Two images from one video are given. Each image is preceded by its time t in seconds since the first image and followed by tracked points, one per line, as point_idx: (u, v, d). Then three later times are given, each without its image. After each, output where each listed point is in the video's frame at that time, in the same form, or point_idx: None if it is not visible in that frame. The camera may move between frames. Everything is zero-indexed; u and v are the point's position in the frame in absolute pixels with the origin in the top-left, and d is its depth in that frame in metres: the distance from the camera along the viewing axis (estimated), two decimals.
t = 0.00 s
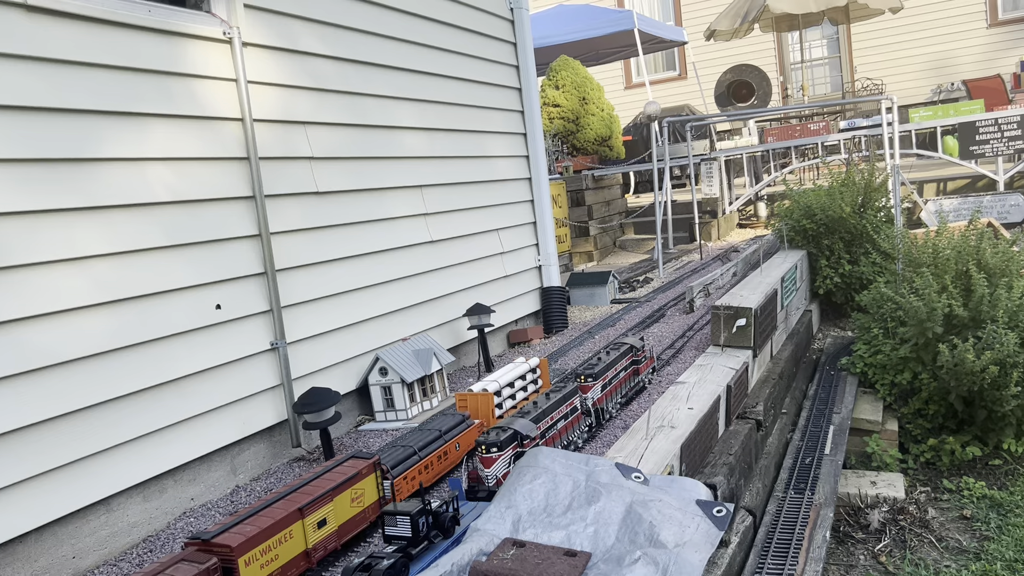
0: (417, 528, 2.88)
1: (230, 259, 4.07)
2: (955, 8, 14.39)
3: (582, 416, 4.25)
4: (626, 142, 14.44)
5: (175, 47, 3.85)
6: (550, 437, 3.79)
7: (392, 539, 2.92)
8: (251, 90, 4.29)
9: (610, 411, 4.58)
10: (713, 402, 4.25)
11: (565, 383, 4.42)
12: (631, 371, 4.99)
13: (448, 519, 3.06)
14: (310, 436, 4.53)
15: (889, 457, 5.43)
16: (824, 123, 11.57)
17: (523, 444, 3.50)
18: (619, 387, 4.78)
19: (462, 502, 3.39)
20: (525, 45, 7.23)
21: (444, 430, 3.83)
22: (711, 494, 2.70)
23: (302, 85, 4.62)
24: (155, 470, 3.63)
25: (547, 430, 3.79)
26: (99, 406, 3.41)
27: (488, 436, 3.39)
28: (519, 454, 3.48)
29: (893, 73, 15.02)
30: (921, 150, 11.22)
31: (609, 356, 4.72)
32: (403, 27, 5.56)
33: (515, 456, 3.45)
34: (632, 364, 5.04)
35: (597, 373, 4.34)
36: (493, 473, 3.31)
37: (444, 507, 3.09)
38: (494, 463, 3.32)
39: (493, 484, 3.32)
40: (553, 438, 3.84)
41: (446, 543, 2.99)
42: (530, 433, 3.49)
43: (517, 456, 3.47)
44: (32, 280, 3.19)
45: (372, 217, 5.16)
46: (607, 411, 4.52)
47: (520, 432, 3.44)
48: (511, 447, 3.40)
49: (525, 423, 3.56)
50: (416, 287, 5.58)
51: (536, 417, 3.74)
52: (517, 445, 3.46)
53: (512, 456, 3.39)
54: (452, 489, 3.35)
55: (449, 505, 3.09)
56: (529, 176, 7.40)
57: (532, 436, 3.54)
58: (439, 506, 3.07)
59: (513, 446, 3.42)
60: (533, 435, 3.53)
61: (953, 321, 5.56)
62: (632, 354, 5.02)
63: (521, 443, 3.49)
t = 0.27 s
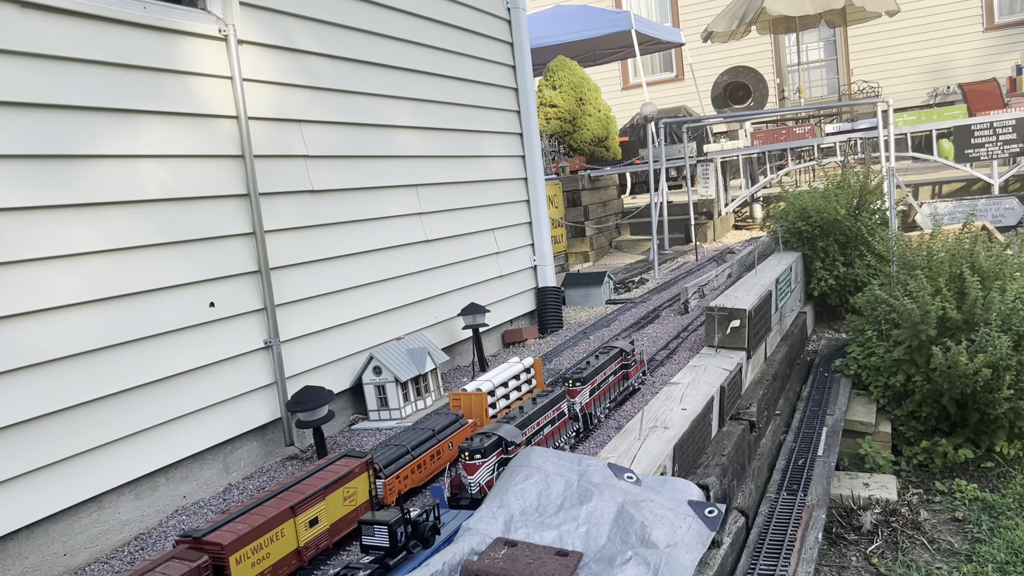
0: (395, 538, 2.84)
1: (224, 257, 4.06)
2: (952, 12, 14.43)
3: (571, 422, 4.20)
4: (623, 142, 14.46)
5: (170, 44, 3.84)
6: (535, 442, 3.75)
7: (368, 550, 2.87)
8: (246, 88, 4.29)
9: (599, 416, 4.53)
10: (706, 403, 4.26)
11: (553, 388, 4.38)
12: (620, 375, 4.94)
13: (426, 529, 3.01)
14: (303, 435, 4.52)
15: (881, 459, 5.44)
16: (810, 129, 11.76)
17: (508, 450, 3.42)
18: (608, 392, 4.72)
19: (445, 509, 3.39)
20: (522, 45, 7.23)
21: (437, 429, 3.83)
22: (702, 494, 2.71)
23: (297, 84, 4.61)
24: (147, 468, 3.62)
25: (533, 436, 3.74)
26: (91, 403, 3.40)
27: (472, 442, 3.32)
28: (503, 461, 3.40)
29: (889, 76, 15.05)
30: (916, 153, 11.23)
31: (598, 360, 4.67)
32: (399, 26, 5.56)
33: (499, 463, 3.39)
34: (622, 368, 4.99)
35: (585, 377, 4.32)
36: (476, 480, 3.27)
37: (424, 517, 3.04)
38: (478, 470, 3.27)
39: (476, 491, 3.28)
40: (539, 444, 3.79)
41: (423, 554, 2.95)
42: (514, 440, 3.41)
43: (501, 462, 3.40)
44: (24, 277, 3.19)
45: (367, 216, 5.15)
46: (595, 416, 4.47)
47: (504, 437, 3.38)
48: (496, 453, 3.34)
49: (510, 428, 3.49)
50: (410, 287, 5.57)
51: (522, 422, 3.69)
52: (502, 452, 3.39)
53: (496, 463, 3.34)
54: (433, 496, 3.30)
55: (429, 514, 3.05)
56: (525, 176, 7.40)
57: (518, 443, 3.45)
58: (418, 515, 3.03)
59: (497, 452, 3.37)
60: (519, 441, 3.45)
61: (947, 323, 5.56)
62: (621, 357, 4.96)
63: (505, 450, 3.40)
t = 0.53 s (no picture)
0: (375, 546, 2.64)
1: (220, 252, 4.05)
2: (950, 14, 14.47)
3: (559, 425, 4.16)
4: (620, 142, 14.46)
5: (168, 39, 3.83)
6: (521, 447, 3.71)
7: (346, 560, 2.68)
8: (244, 83, 4.27)
9: (588, 420, 4.48)
10: (701, 403, 4.27)
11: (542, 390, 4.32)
12: (611, 378, 4.88)
13: (408, 536, 2.81)
14: (298, 431, 4.51)
15: (875, 460, 5.45)
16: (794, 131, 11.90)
17: (495, 455, 3.35)
18: (598, 395, 4.66)
19: (428, 514, 3.20)
20: (520, 44, 7.23)
21: (433, 427, 3.83)
22: (697, 495, 2.71)
23: (295, 80, 4.60)
24: (141, 464, 3.61)
25: (520, 440, 3.69)
26: (86, 397, 3.39)
27: (457, 447, 3.24)
28: (489, 467, 3.30)
29: (887, 78, 15.08)
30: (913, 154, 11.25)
31: (589, 363, 4.61)
32: (398, 23, 5.55)
33: (485, 468, 3.28)
34: (613, 371, 4.93)
35: (574, 380, 4.25)
36: (461, 486, 3.15)
37: (406, 524, 2.84)
38: (463, 476, 3.16)
39: (462, 497, 3.16)
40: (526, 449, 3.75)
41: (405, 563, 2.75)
42: (501, 445, 3.34)
43: (488, 468, 3.30)
44: (20, 271, 3.18)
45: (363, 213, 5.14)
46: (585, 420, 4.41)
47: (491, 442, 3.31)
48: (482, 458, 3.25)
49: (496, 433, 3.43)
50: (407, 284, 5.56)
51: (508, 427, 3.63)
52: (488, 457, 3.30)
53: (483, 469, 3.24)
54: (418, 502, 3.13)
55: (412, 522, 2.84)
56: (522, 175, 7.40)
57: (504, 448, 3.39)
58: (400, 522, 2.82)
59: (483, 458, 3.27)
60: (506, 446, 3.40)
61: (942, 325, 5.56)
62: (612, 360, 4.88)
63: (491, 455, 3.32)
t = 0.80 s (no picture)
0: (351, 554, 2.65)
1: (216, 246, 4.04)
2: (949, 16, 14.48)
3: (549, 428, 4.10)
4: (618, 140, 14.46)
5: (166, 31, 3.81)
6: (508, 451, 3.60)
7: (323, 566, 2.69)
8: (241, 77, 4.25)
9: (578, 423, 4.37)
10: (696, 402, 4.27)
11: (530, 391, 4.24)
12: (602, 380, 4.81)
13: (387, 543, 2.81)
14: (292, 426, 4.51)
15: (870, 460, 5.46)
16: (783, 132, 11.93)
17: (480, 459, 3.25)
18: (589, 397, 4.58)
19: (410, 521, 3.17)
20: (519, 41, 7.21)
21: (427, 423, 3.83)
22: (691, 493, 2.72)
23: (293, 74, 4.59)
24: (135, 457, 3.60)
25: (506, 443, 3.60)
26: (80, 389, 3.38)
27: (441, 451, 3.14)
28: (473, 471, 3.21)
29: (885, 79, 15.09)
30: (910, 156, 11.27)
31: (579, 364, 4.53)
32: (396, 19, 5.53)
33: (470, 472, 3.20)
34: (604, 372, 4.85)
35: (564, 382, 4.16)
36: (445, 490, 3.07)
37: (385, 530, 2.84)
38: (446, 480, 3.07)
39: (445, 502, 3.07)
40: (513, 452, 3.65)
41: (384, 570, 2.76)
42: (486, 448, 3.25)
43: (472, 472, 3.21)
44: (15, 262, 3.17)
45: (360, 208, 5.13)
46: (574, 422, 4.31)
47: (477, 446, 3.22)
48: (467, 462, 3.16)
49: (483, 437, 3.33)
50: (403, 280, 5.55)
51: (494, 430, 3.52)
52: (473, 461, 3.21)
53: (467, 473, 3.16)
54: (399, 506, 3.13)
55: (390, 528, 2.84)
56: (519, 172, 7.39)
57: (490, 451, 3.30)
58: (379, 529, 2.82)
59: (468, 462, 3.19)
60: (491, 450, 3.30)
61: (937, 327, 5.57)
62: (603, 361, 4.82)
63: (477, 458, 3.23)
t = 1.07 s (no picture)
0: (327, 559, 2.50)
1: (212, 238, 4.03)
2: (949, 18, 14.48)
3: (537, 429, 4.06)
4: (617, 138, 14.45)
5: (164, 21, 3.79)
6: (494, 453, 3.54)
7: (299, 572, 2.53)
8: (239, 68, 4.23)
9: (568, 424, 4.32)
10: (691, 400, 4.27)
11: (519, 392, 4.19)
12: (592, 381, 4.76)
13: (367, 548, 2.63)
14: (287, 419, 4.50)
15: (863, 461, 5.47)
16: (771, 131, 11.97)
17: (465, 461, 3.20)
18: (579, 398, 4.54)
19: (393, 523, 3.01)
20: (519, 36, 7.19)
21: (422, 418, 3.82)
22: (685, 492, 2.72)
23: (292, 66, 4.58)
24: (129, 448, 3.59)
25: (494, 444, 3.54)
26: (75, 380, 3.37)
27: (425, 452, 3.07)
28: (458, 473, 3.17)
29: (884, 81, 15.11)
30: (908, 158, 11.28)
31: (570, 364, 4.49)
32: (396, 12, 5.52)
33: (454, 475, 3.15)
34: (595, 373, 4.81)
35: (554, 382, 4.12)
36: (428, 493, 2.98)
37: (365, 534, 2.67)
38: (431, 482, 2.99)
39: (428, 505, 2.98)
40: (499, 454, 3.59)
41: None
42: (471, 450, 3.20)
43: (457, 475, 3.16)
44: (11, 251, 3.16)
45: (357, 202, 5.12)
46: (563, 423, 4.25)
47: (462, 447, 3.16)
48: (451, 464, 3.11)
49: (468, 439, 3.26)
50: (399, 275, 5.54)
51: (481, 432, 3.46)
52: (458, 463, 3.16)
53: (451, 475, 3.09)
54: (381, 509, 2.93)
55: (370, 532, 2.67)
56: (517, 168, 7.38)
57: (476, 453, 3.24)
58: (358, 532, 2.66)
59: (452, 465, 3.13)
60: (477, 452, 3.24)
61: (932, 328, 5.58)
62: (594, 362, 4.79)
63: (461, 461, 3.19)
